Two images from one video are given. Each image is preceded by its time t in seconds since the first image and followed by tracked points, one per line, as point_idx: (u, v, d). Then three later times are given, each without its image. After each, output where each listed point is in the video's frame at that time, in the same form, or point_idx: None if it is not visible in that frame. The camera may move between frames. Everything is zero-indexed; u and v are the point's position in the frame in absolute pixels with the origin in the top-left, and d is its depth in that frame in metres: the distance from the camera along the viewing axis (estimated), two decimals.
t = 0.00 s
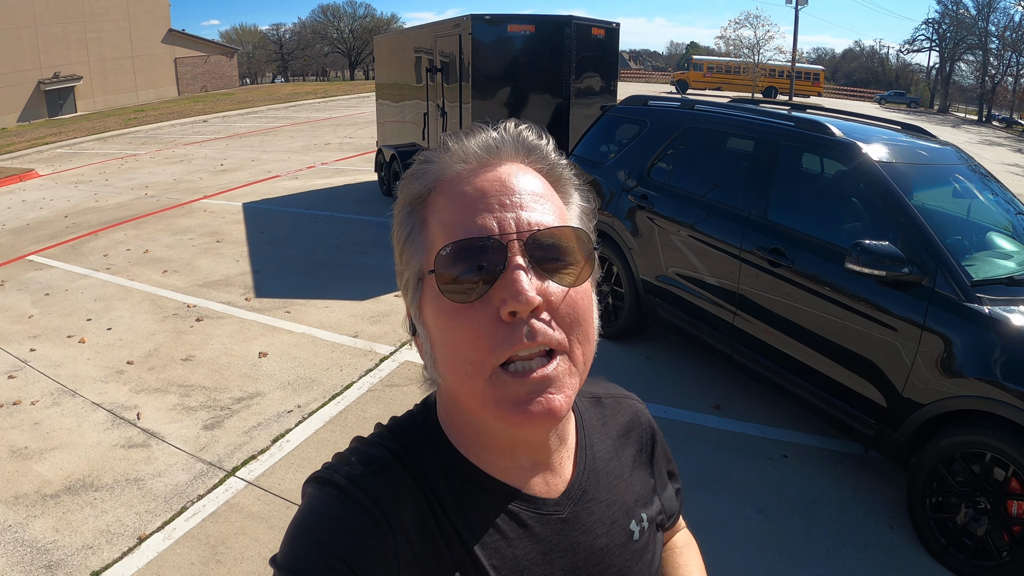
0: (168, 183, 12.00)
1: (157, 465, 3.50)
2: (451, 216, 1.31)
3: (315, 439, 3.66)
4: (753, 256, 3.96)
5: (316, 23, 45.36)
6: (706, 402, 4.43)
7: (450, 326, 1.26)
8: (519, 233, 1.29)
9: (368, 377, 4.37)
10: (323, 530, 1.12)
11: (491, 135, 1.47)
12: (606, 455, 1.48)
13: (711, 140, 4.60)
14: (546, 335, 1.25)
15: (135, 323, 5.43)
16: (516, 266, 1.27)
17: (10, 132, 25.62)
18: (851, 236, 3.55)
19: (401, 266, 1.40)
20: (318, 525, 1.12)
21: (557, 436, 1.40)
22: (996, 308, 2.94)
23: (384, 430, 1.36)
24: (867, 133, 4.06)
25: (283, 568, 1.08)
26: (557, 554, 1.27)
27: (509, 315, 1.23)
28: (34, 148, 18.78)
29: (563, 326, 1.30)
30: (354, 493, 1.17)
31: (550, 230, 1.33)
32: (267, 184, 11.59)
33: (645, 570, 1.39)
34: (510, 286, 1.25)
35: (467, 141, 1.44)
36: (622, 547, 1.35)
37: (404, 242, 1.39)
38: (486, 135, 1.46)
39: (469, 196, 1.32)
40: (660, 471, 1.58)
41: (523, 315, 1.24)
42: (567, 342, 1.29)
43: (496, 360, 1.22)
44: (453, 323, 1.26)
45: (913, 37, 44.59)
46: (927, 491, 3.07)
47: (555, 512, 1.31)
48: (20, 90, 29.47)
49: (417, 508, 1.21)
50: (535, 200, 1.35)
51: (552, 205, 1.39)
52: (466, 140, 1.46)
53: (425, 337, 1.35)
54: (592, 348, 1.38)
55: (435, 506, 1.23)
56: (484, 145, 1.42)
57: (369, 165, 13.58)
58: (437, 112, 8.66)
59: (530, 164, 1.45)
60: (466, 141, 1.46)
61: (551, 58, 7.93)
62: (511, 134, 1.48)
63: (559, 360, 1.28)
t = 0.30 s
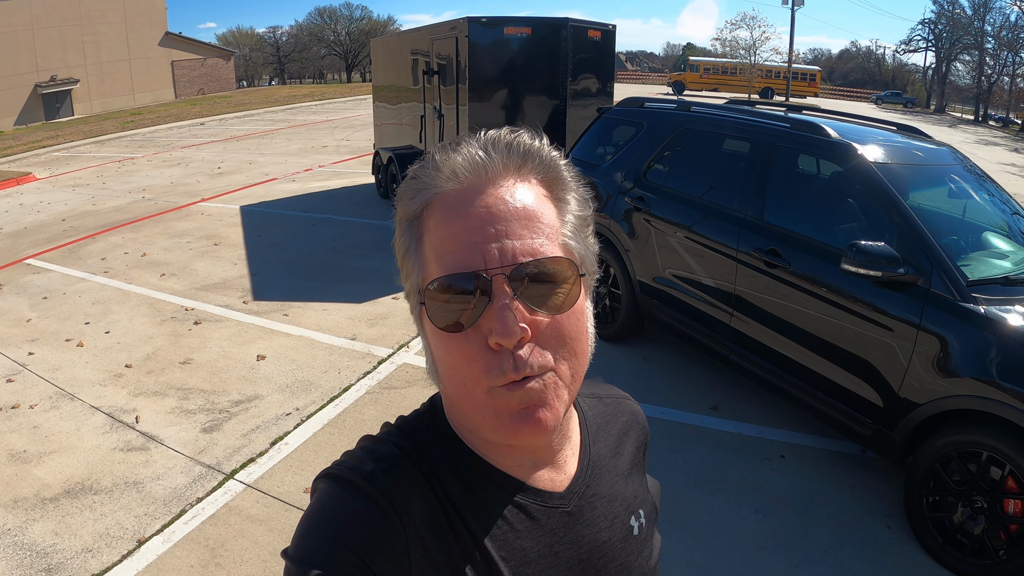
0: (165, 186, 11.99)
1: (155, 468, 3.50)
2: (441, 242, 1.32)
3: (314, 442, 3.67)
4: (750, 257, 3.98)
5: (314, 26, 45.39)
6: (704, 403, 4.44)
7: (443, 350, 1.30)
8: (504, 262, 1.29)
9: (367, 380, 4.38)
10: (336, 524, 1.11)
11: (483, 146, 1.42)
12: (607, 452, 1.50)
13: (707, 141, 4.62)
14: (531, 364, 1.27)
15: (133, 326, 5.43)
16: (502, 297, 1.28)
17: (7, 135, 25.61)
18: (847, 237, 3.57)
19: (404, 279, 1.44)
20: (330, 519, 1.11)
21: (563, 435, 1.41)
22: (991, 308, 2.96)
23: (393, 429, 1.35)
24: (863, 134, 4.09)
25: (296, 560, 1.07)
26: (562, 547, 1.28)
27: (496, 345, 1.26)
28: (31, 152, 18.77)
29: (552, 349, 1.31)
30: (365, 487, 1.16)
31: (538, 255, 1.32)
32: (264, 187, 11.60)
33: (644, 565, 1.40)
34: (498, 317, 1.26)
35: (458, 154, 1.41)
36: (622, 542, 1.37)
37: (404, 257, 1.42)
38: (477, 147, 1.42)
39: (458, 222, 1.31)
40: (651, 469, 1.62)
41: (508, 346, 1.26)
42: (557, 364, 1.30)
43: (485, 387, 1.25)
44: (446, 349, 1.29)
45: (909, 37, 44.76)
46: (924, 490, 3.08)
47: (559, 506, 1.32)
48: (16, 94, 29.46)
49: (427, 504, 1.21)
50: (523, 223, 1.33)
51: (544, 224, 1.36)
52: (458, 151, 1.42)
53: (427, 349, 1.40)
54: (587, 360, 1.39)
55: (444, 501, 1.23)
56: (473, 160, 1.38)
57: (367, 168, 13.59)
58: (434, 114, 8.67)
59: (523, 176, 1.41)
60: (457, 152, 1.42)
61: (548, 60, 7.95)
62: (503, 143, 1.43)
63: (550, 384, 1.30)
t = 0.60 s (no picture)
0: (167, 188, 12.02)
1: (157, 470, 3.51)
2: (442, 252, 1.31)
3: (314, 444, 3.67)
4: (750, 259, 3.98)
5: (316, 28, 45.49)
6: (705, 405, 4.44)
7: (444, 359, 1.31)
8: (508, 275, 1.30)
9: (368, 382, 4.38)
10: (335, 525, 1.11)
11: (482, 152, 1.39)
12: (603, 455, 1.50)
13: (709, 144, 4.62)
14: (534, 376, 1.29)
15: (134, 328, 5.44)
16: (506, 310, 1.29)
17: (10, 137, 25.69)
18: (849, 239, 3.56)
19: (400, 283, 1.44)
20: (328, 521, 1.12)
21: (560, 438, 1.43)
22: (993, 311, 2.96)
23: (390, 431, 1.35)
24: (864, 136, 4.09)
25: (293, 561, 1.07)
26: (558, 550, 1.29)
27: (499, 356, 1.28)
28: (34, 154, 18.83)
29: (554, 359, 1.33)
30: (363, 489, 1.16)
31: (542, 268, 1.33)
32: (267, 189, 11.62)
33: (641, 567, 1.41)
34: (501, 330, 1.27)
35: (457, 160, 1.38)
36: (618, 545, 1.37)
37: (401, 261, 1.41)
38: (477, 153, 1.39)
39: (459, 233, 1.30)
40: (647, 472, 1.62)
41: (511, 358, 1.28)
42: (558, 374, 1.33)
43: (488, 397, 1.28)
44: (447, 359, 1.30)
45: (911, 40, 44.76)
46: (925, 493, 3.08)
47: (555, 509, 1.33)
48: (19, 96, 29.57)
49: (424, 506, 1.21)
50: (527, 235, 1.33)
51: (546, 234, 1.36)
52: (456, 156, 1.39)
53: (424, 354, 1.40)
54: (586, 367, 1.42)
55: (441, 504, 1.24)
56: (473, 168, 1.35)
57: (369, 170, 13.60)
58: (436, 116, 8.68)
59: (525, 184, 1.40)
60: (456, 156, 1.39)
61: (550, 63, 7.95)
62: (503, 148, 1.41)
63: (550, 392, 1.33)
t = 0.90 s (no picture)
0: (173, 190, 12.06)
1: (160, 470, 3.51)
2: (450, 254, 1.30)
3: (318, 445, 3.67)
4: (755, 262, 3.97)
5: (321, 31, 45.64)
6: (709, 408, 4.42)
7: (453, 361, 1.30)
8: (517, 277, 1.29)
9: (372, 384, 4.38)
10: (340, 522, 1.11)
11: (487, 152, 1.38)
12: (608, 454, 1.50)
13: (713, 146, 4.61)
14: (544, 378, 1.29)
15: (139, 328, 5.45)
16: (515, 311, 1.28)
17: (17, 138, 25.85)
18: (854, 242, 3.55)
19: (406, 284, 1.42)
20: (334, 518, 1.12)
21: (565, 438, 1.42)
22: (998, 313, 2.94)
23: (395, 428, 1.35)
24: (869, 138, 4.07)
25: (298, 559, 1.07)
26: (562, 549, 1.28)
27: (508, 359, 1.27)
28: (40, 155, 18.92)
29: (563, 360, 1.33)
30: (369, 487, 1.16)
31: (550, 269, 1.32)
32: (272, 191, 11.65)
33: (646, 567, 1.40)
34: (511, 332, 1.27)
35: (463, 160, 1.37)
36: (622, 544, 1.36)
37: (407, 263, 1.39)
38: (483, 153, 1.38)
39: (468, 234, 1.30)
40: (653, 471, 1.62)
41: (521, 360, 1.27)
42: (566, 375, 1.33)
43: (498, 400, 1.27)
44: (456, 361, 1.30)
45: (916, 43, 44.67)
46: (930, 496, 3.06)
47: (560, 507, 1.32)
48: (25, 97, 29.75)
49: (430, 504, 1.21)
50: (535, 237, 1.32)
51: (554, 234, 1.35)
52: (462, 156, 1.38)
53: (431, 354, 1.39)
54: (593, 367, 1.41)
55: (447, 502, 1.23)
56: (480, 169, 1.34)
57: (373, 172, 13.63)
58: (441, 118, 8.69)
59: (532, 184, 1.39)
60: (462, 155, 1.38)
61: (555, 65, 7.96)
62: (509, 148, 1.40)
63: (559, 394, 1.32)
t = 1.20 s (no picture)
0: (177, 188, 12.08)
1: (163, 469, 3.52)
2: (450, 223, 1.32)
3: (321, 443, 3.67)
4: (760, 260, 3.95)
5: (325, 29, 45.64)
6: (714, 406, 4.41)
7: (447, 330, 1.27)
8: (514, 240, 1.30)
9: (375, 381, 4.38)
10: (337, 524, 1.10)
11: (494, 138, 1.45)
12: (608, 453, 1.48)
13: (718, 143, 4.59)
14: (538, 344, 1.25)
15: (143, 327, 5.46)
16: (510, 274, 1.27)
17: (22, 137, 25.92)
18: (859, 239, 3.53)
19: (409, 268, 1.43)
20: (330, 520, 1.10)
21: (561, 430, 1.38)
22: (1004, 311, 2.91)
23: (392, 429, 1.34)
24: (874, 135, 4.04)
25: (294, 561, 1.06)
26: (562, 549, 1.27)
27: (502, 321, 1.23)
28: (45, 154, 18.98)
29: (559, 332, 1.30)
30: (365, 488, 1.15)
31: (547, 237, 1.33)
32: (276, 189, 11.66)
33: (644, 567, 1.39)
34: (503, 293, 1.25)
35: (469, 146, 1.43)
36: (622, 544, 1.35)
37: (410, 244, 1.41)
38: (490, 139, 1.44)
39: (468, 203, 1.32)
40: (651, 471, 1.61)
41: (515, 321, 1.24)
42: (561, 347, 1.29)
43: (490, 365, 1.23)
44: (450, 329, 1.27)
45: (921, 39, 44.43)
46: (935, 496, 3.04)
47: (559, 507, 1.31)
48: (29, 96, 29.84)
49: (427, 505, 1.20)
50: (534, 207, 1.34)
51: (552, 212, 1.37)
52: (470, 143, 1.45)
53: (429, 340, 1.38)
54: (592, 353, 1.38)
55: (444, 502, 1.23)
56: (486, 150, 1.40)
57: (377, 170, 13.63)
58: (444, 116, 8.68)
59: (533, 167, 1.43)
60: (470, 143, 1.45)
61: (559, 62, 7.93)
62: (512, 136, 1.46)
63: (554, 366, 1.27)
